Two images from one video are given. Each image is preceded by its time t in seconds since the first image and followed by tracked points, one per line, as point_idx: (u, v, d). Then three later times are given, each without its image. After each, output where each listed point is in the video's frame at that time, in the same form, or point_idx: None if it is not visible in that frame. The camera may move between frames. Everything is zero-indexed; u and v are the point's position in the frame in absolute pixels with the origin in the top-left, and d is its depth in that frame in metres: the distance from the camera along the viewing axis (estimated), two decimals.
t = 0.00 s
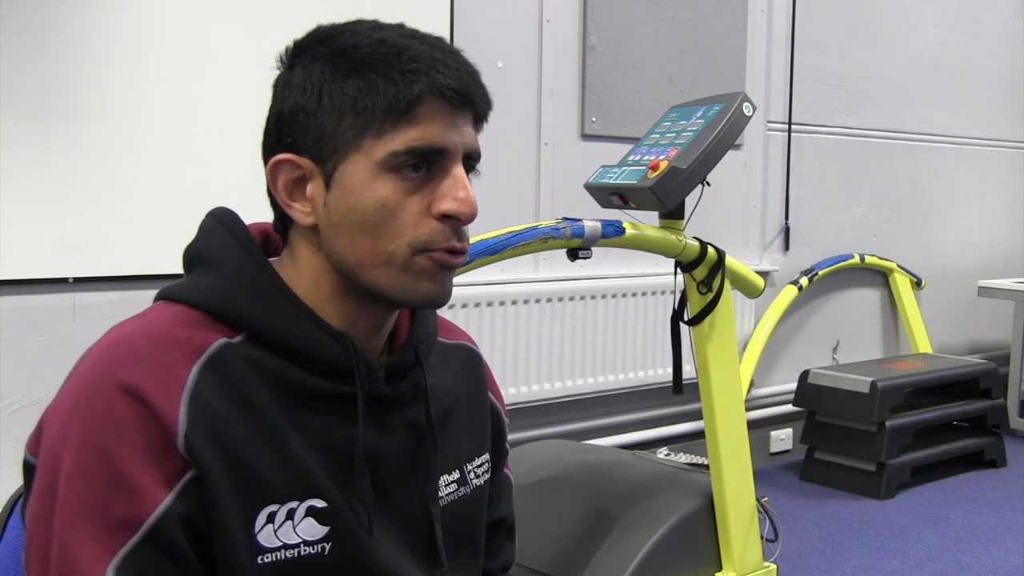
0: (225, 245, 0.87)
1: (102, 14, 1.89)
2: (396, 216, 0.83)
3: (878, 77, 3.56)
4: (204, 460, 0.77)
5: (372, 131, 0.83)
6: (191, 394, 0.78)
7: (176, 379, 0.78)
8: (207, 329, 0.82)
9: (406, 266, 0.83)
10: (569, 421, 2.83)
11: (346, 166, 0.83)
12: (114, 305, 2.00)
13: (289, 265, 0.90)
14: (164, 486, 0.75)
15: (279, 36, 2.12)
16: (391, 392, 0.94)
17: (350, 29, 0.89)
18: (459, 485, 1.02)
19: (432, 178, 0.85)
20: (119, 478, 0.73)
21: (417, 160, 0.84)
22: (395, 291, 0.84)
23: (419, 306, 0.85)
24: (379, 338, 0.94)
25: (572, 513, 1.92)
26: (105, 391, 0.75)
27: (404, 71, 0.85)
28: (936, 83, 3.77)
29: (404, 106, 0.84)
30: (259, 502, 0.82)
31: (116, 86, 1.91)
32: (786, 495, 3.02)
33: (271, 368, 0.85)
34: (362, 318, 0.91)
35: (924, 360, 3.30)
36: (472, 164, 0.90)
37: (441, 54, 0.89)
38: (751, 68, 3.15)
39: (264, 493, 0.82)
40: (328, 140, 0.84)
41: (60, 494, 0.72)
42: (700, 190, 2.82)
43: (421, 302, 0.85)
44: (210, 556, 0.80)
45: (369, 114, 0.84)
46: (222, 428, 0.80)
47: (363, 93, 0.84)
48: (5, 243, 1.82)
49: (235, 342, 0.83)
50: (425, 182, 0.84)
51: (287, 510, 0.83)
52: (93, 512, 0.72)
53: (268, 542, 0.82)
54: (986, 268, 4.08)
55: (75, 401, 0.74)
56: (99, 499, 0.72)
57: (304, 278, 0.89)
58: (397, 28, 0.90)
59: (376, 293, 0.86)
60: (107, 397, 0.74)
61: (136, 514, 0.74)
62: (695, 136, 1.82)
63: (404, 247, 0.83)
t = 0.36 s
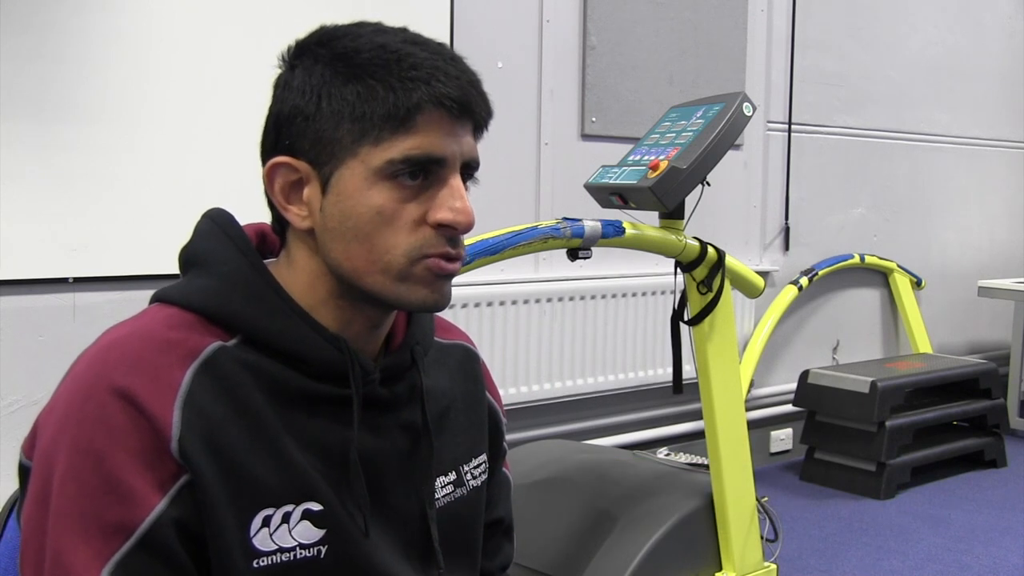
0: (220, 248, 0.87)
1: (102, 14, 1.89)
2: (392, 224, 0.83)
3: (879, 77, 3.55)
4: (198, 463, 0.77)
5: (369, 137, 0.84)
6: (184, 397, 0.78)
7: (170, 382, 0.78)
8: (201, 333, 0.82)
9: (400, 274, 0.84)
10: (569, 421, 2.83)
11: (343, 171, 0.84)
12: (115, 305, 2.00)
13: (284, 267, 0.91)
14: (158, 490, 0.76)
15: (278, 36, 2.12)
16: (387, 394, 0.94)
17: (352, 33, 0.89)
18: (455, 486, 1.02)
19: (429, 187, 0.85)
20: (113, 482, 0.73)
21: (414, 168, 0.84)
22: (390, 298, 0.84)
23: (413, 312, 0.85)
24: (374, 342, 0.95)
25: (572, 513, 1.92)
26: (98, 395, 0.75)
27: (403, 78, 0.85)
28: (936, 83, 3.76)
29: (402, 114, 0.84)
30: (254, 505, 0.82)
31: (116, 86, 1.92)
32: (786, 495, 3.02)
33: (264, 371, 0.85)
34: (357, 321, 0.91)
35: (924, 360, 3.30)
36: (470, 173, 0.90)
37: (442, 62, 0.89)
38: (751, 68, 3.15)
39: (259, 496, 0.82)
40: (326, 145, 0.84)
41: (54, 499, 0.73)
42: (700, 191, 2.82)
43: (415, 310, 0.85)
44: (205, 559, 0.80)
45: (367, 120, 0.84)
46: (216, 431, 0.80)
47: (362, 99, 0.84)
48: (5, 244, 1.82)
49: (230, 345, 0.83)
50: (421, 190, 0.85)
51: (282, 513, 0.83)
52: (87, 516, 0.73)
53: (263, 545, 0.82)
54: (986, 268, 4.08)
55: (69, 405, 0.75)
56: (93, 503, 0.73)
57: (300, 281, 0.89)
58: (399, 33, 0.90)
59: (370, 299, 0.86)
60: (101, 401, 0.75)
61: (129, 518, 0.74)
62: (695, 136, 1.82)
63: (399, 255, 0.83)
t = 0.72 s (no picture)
0: (216, 249, 0.87)
1: (102, 14, 1.89)
2: (389, 224, 0.83)
3: (879, 77, 3.55)
4: (194, 467, 0.77)
5: (364, 138, 0.84)
6: (180, 401, 0.78)
7: (166, 386, 0.78)
8: (198, 336, 0.82)
9: (398, 275, 0.84)
10: (569, 421, 2.83)
11: (339, 171, 0.84)
12: (114, 305, 2.00)
13: (281, 267, 0.91)
14: (154, 494, 0.76)
15: (278, 37, 2.12)
16: (384, 394, 0.94)
17: (344, 32, 0.88)
18: (453, 486, 1.02)
19: (425, 187, 0.85)
20: (109, 486, 0.73)
21: (409, 167, 0.84)
22: (388, 298, 0.84)
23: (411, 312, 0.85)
24: (372, 342, 0.95)
25: (572, 513, 1.92)
26: (94, 399, 0.75)
27: (397, 78, 0.85)
28: (936, 83, 3.76)
29: (397, 113, 0.84)
30: (251, 508, 0.82)
31: (116, 86, 1.92)
32: (786, 495, 3.02)
33: (261, 374, 0.85)
34: (354, 321, 0.91)
35: (924, 360, 3.30)
36: (466, 171, 0.90)
37: (435, 60, 0.88)
38: (751, 68, 3.15)
39: (256, 499, 0.82)
40: (321, 146, 0.84)
41: (50, 503, 0.73)
42: (700, 190, 2.82)
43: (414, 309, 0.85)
44: (202, 563, 0.80)
45: (362, 121, 0.84)
46: (212, 433, 0.80)
47: (357, 99, 0.84)
48: (5, 244, 1.82)
49: (226, 348, 0.83)
50: (418, 190, 0.85)
51: (280, 516, 0.83)
52: (83, 521, 0.73)
53: (261, 548, 0.82)
54: (986, 268, 4.08)
55: (66, 409, 0.75)
56: (88, 508, 0.73)
57: (296, 281, 0.89)
58: (391, 32, 0.89)
59: (368, 299, 0.86)
60: (96, 405, 0.75)
61: (125, 523, 0.74)
62: (695, 136, 1.82)
63: (396, 255, 0.83)
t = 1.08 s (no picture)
0: (217, 248, 0.87)
1: (102, 14, 1.89)
2: (391, 224, 0.83)
3: (879, 77, 3.55)
4: (195, 460, 0.77)
5: (366, 138, 0.84)
6: (180, 395, 0.78)
7: (166, 380, 0.78)
8: (198, 331, 0.83)
9: (399, 276, 0.84)
10: (569, 421, 2.83)
11: (341, 171, 0.84)
12: (114, 305, 2.00)
13: (281, 266, 0.91)
14: (155, 488, 0.76)
15: (277, 37, 2.12)
16: (384, 392, 0.94)
17: (346, 31, 0.88)
18: (452, 485, 1.02)
19: (426, 187, 0.85)
20: (110, 480, 0.73)
21: (411, 168, 0.85)
22: (389, 298, 0.84)
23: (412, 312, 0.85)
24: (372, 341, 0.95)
25: (572, 513, 1.92)
26: (95, 394, 0.75)
27: (400, 78, 0.85)
28: (936, 83, 3.76)
29: (400, 114, 0.84)
30: (251, 503, 0.82)
31: (116, 86, 1.92)
32: (786, 495, 3.02)
33: (261, 370, 0.85)
34: (355, 320, 0.91)
35: (924, 360, 3.30)
36: (467, 171, 0.90)
37: (437, 61, 0.89)
38: (751, 68, 3.15)
39: (257, 494, 0.82)
40: (323, 145, 0.84)
41: (52, 498, 0.73)
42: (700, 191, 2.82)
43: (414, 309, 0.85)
44: (203, 557, 0.80)
45: (364, 121, 0.84)
46: (213, 428, 0.80)
47: (359, 99, 0.84)
48: (5, 244, 1.83)
49: (226, 343, 0.84)
50: (419, 191, 0.85)
51: (281, 510, 0.84)
52: (85, 515, 0.73)
53: (262, 542, 0.82)
54: (986, 268, 4.08)
55: (67, 404, 0.75)
56: (90, 502, 0.73)
57: (296, 280, 0.89)
58: (393, 32, 0.89)
59: (368, 298, 0.86)
60: (97, 400, 0.75)
61: (127, 517, 0.74)
62: (695, 136, 1.82)
63: (398, 256, 0.83)
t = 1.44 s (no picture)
0: (221, 244, 0.87)
1: (102, 14, 1.89)
2: (401, 217, 0.83)
3: (878, 77, 3.55)
4: (200, 452, 0.77)
5: (378, 131, 0.84)
6: (186, 387, 0.78)
7: (171, 372, 0.78)
8: (202, 325, 0.82)
9: (408, 268, 0.84)
10: (569, 421, 2.83)
11: (352, 163, 0.83)
12: (114, 305, 2.00)
13: (287, 261, 0.90)
14: (161, 478, 0.76)
15: (277, 36, 2.12)
16: (386, 387, 0.94)
17: (357, 28, 0.88)
18: (453, 482, 1.02)
19: (436, 180, 0.85)
20: (116, 471, 0.73)
21: (422, 161, 0.85)
22: (397, 290, 0.84)
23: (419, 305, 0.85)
24: (374, 335, 0.95)
25: (572, 513, 1.92)
26: (101, 385, 0.75)
27: (411, 73, 0.86)
28: (936, 83, 3.76)
29: (411, 108, 0.84)
30: (254, 495, 0.81)
31: (116, 86, 1.92)
32: (786, 495, 3.02)
33: (265, 363, 0.85)
34: (360, 314, 0.91)
35: (924, 360, 3.30)
36: (474, 166, 0.90)
37: (447, 57, 0.89)
38: (751, 68, 3.15)
39: (260, 486, 0.82)
40: (334, 138, 0.84)
41: (57, 489, 0.72)
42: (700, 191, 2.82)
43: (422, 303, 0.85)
44: (207, 549, 0.80)
45: (376, 114, 0.84)
46: (218, 420, 0.80)
47: (371, 93, 0.84)
48: (5, 244, 1.82)
49: (231, 337, 0.84)
50: (429, 184, 0.85)
51: (283, 503, 0.83)
52: (90, 505, 0.72)
53: (264, 535, 0.82)
54: (986, 268, 4.08)
55: (72, 396, 0.75)
56: (96, 492, 0.73)
57: (303, 274, 0.89)
58: (404, 29, 0.90)
59: (376, 291, 0.86)
60: (103, 391, 0.74)
61: (133, 507, 0.74)
62: (695, 136, 1.82)
63: (407, 248, 0.83)
